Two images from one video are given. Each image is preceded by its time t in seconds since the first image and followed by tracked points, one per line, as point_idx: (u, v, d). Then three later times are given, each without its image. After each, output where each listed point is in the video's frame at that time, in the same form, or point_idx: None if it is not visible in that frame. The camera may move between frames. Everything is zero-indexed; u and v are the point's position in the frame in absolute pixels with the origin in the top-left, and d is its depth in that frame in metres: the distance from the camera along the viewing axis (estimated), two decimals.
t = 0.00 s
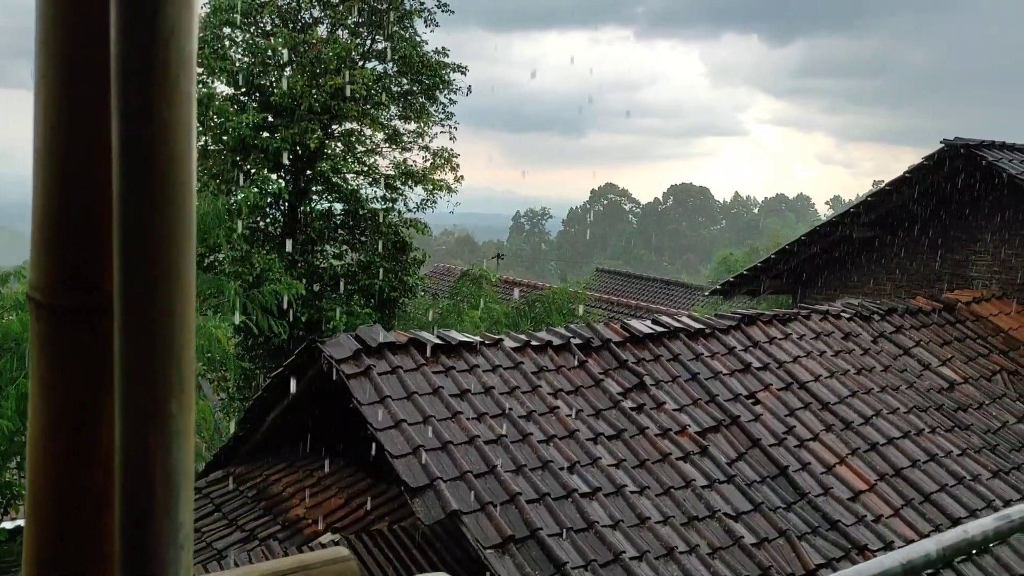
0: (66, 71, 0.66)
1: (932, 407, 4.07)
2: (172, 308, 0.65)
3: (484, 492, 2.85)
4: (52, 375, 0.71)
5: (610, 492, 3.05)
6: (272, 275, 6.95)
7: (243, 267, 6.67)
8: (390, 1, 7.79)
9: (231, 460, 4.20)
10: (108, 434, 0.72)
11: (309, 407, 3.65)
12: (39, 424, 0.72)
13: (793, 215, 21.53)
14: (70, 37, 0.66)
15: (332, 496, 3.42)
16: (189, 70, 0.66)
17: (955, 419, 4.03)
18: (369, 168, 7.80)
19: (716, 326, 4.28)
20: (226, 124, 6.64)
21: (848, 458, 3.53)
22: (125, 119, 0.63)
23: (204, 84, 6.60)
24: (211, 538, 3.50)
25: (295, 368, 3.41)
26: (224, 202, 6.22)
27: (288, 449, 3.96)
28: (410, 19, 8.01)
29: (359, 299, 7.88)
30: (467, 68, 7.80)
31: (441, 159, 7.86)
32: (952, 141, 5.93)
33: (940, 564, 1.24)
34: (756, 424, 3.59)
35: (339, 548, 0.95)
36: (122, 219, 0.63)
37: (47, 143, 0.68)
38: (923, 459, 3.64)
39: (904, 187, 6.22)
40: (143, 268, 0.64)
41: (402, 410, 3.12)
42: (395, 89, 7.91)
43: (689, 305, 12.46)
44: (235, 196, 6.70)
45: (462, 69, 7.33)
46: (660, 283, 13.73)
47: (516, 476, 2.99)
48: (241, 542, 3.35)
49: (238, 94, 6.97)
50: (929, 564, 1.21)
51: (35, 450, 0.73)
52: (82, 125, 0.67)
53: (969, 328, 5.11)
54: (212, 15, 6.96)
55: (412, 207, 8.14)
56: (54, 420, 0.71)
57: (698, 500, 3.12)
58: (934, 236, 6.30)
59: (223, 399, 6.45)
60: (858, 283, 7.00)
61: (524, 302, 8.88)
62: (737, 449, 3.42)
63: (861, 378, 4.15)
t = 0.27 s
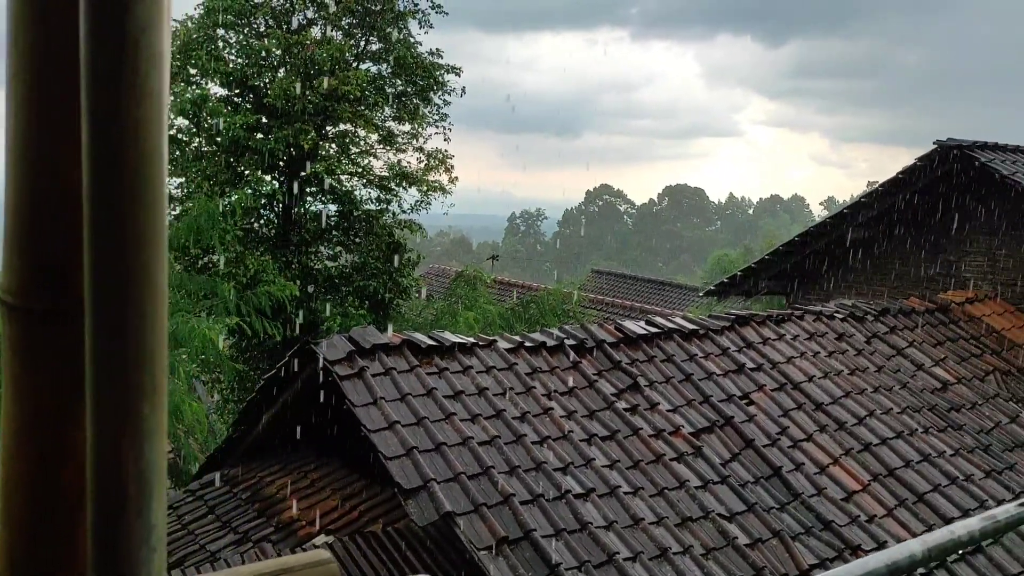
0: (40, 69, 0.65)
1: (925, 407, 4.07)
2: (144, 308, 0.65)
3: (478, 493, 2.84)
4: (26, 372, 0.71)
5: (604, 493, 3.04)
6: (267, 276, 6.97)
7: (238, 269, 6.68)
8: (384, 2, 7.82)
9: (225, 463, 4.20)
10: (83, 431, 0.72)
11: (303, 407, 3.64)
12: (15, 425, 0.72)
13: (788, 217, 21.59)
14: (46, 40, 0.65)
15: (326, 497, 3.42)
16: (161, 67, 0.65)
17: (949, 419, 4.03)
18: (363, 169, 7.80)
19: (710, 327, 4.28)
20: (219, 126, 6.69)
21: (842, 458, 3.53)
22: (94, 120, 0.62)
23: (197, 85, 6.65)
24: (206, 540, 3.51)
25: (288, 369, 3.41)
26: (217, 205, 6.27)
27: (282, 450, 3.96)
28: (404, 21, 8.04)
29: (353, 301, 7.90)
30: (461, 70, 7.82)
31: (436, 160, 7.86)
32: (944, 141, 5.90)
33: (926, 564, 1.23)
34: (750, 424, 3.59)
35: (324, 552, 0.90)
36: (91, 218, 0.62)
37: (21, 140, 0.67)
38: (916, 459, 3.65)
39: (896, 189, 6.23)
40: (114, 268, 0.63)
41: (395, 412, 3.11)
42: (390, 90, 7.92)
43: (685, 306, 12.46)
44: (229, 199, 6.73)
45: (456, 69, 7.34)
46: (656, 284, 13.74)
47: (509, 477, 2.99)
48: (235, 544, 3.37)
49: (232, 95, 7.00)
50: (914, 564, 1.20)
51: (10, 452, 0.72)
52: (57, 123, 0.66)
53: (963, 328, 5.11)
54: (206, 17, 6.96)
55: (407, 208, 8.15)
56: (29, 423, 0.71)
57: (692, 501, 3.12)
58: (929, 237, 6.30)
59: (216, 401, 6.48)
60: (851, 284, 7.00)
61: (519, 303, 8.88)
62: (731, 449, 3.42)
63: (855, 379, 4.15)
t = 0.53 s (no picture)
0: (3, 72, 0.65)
1: (918, 408, 4.07)
2: (115, 311, 0.64)
3: (471, 495, 2.84)
4: None
5: (597, 495, 3.04)
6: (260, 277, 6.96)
7: (230, 270, 6.67)
8: (378, 3, 7.83)
9: (218, 465, 4.18)
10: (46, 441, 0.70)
11: (297, 409, 3.63)
12: None
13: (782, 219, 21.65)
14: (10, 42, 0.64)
15: (319, 500, 3.41)
16: (133, 71, 0.65)
17: (941, 420, 4.04)
18: (356, 171, 7.80)
19: (704, 328, 4.28)
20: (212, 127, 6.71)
21: (835, 459, 3.53)
22: (64, 123, 0.62)
23: (188, 86, 6.63)
24: (198, 542, 3.50)
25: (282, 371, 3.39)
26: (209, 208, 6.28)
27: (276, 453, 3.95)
28: (398, 22, 8.06)
29: (346, 302, 7.90)
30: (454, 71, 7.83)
31: (429, 162, 7.86)
32: (937, 142, 5.90)
33: (913, 565, 1.22)
34: (743, 425, 3.59)
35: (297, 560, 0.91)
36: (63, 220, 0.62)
37: None
38: (909, 459, 3.65)
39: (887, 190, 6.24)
40: (86, 269, 0.62)
41: (388, 414, 3.11)
42: (383, 91, 7.93)
43: (678, 307, 12.47)
44: (221, 200, 6.74)
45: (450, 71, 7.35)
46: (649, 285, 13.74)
47: (503, 479, 2.98)
48: (228, 547, 3.36)
49: (225, 97, 6.96)
50: (901, 565, 1.19)
51: None
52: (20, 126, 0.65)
53: (955, 329, 5.12)
54: (199, 17, 6.99)
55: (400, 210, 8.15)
56: None
57: (686, 502, 3.11)
58: (922, 238, 6.31)
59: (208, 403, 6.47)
60: (844, 285, 7.01)
61: (512, 305, 8.88)
62: (724, 450, 3.42)
63: (848, 380, 4.15)
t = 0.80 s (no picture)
0: None
1: (910, 409, 4.07)
2: (77, 312, 0.61)
3: (462, 498, 2.83)
4: None
5: (588, 497, 3.03)
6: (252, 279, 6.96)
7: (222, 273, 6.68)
8: (369, 6, 7.85)
9: (210, 468, 4.17)
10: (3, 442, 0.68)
11: (289, 411, 3.62)
12: None
13: (776, 220, 21.69)
14: None
15: (310, 503, 3.40)
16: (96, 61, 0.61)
17: (933, 421, 4.04)
18: (348, 173, 7.81)
19: (695, 330, 4.28)
20: (202, 130, 6.75)
21: (826, 460, 3.53)
22: (22, 115, 0.59)
23: (179, 89, 6.87)
24: (189, 546, 3.49)
25: (274, 373, 3.38)
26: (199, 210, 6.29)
27: (268, 455, 3.94)
28: (389, 25, 8.08)
29: (338, 305, 7.89)
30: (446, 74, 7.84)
31: (421, 164, 7.87)
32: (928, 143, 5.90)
33: (895, 568, 1.21)
34: (735, 427, 3.59)
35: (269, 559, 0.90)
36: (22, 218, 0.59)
37: None
38: (900, 460, 3.65)
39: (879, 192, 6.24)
40: (46, 270, 0.59)
41: (379, 417, 3.10)
42: (375, 94, 7.94)
43: (671, 310, 12.46)
44: (213, 203, 6.76)
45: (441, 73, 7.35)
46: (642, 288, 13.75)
47: (494, 482, 2.97)
48: (219, 551, 3.34)
49: (216, 99, 7.10)
50: (884, 568, 1.18)
51: None
52: None
53: (947, 330, 5.13)
54: (190, 20, 7.05)
55: (392, 212, 8.15)
56: None
57: (677, 504, 3.10)
58: (914, 239, 6.32)
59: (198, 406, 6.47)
60: (837, 286, 7.01)
61: (504, 308, 8.88)
62: (716, 452, 3.41)
63: (839, 382, 4.15)
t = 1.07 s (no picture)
0: None
1: (899, 412, 4.09)
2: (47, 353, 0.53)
3: (453, 503, 2.82)
4: None
5: (579, 502, 3.02)
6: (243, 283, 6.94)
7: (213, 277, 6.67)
8: (360, 10, 7.85)
9: (201, 473, 4.15)
10: None
11: (279, 415, 3.61)
12: None
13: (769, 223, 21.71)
14: None
15: (300, 509, 3.39)
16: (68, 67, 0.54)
17: (923, 424, 4.05)
18: (339, 177, 7.79)
19: (686, 334, 4.29)
20: (193, 134, 6.75)
21: (817, 463, 3.54)
22: None
23: (169, 93, 6.87)
24: (179, 552, 3.48)
25: (263, 376, 3.36)
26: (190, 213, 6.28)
27: (258, 461, 3.93)
28: (380, 29, 8.07)
29: (329, 309, 7.87)
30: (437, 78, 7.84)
31: (412, 168, 7.86)
32: (917, 147, 5.92)
33: (880, 573, 1.21)
34: (726, 431, 3.59)
35: None
36: None
37: None
38: (890, 463, 3.66)
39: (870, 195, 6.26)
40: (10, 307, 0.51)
41: (369, 421, 3.09)
42: (366, 98, 7.93)
43: (664, 314, 12.45)
44: (204, 207, 6.76)
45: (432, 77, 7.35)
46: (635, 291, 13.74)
47: (485, 486, 2.97)
48: (209, 556, 3.33)
49: (207, 103, 7.10)
50: (868, 572, 1.18)
51: None
52: None
53: (937, 333, 5.14)
54: (180, 24, 7.06)
55: (384, 216, 8.14)
56: None
57: (668, 507, 3.10)
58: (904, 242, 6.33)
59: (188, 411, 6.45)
60: (828, 290, 7.01)
61: (496, 312, 8.86)
62: (707, 456, 3.42)
63: (830, 385, 4.16)
